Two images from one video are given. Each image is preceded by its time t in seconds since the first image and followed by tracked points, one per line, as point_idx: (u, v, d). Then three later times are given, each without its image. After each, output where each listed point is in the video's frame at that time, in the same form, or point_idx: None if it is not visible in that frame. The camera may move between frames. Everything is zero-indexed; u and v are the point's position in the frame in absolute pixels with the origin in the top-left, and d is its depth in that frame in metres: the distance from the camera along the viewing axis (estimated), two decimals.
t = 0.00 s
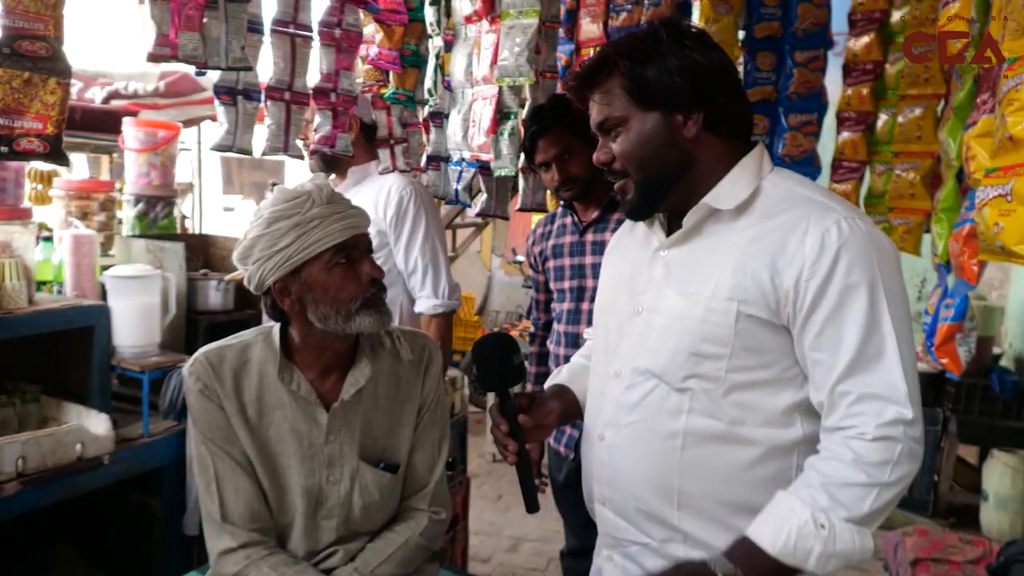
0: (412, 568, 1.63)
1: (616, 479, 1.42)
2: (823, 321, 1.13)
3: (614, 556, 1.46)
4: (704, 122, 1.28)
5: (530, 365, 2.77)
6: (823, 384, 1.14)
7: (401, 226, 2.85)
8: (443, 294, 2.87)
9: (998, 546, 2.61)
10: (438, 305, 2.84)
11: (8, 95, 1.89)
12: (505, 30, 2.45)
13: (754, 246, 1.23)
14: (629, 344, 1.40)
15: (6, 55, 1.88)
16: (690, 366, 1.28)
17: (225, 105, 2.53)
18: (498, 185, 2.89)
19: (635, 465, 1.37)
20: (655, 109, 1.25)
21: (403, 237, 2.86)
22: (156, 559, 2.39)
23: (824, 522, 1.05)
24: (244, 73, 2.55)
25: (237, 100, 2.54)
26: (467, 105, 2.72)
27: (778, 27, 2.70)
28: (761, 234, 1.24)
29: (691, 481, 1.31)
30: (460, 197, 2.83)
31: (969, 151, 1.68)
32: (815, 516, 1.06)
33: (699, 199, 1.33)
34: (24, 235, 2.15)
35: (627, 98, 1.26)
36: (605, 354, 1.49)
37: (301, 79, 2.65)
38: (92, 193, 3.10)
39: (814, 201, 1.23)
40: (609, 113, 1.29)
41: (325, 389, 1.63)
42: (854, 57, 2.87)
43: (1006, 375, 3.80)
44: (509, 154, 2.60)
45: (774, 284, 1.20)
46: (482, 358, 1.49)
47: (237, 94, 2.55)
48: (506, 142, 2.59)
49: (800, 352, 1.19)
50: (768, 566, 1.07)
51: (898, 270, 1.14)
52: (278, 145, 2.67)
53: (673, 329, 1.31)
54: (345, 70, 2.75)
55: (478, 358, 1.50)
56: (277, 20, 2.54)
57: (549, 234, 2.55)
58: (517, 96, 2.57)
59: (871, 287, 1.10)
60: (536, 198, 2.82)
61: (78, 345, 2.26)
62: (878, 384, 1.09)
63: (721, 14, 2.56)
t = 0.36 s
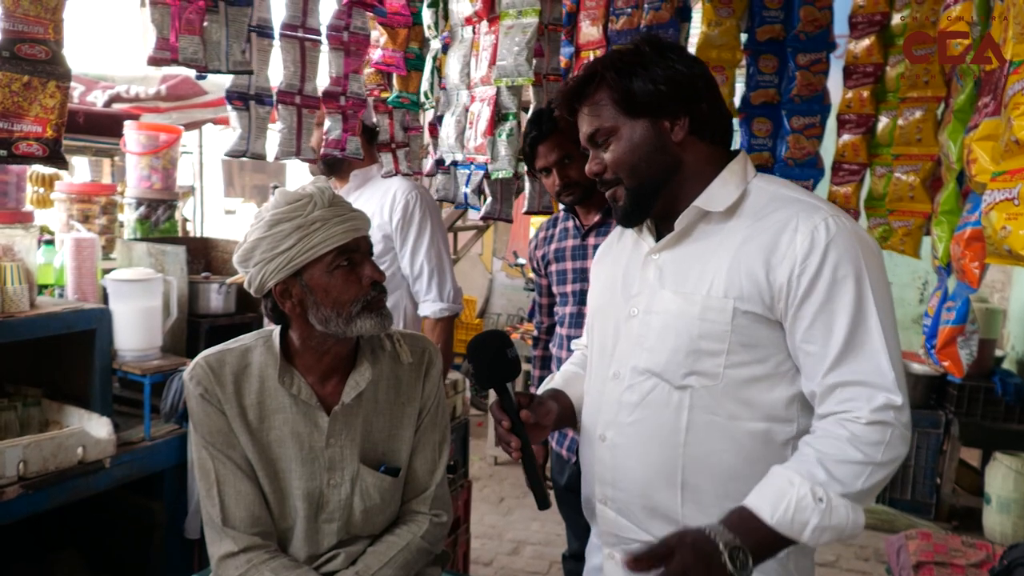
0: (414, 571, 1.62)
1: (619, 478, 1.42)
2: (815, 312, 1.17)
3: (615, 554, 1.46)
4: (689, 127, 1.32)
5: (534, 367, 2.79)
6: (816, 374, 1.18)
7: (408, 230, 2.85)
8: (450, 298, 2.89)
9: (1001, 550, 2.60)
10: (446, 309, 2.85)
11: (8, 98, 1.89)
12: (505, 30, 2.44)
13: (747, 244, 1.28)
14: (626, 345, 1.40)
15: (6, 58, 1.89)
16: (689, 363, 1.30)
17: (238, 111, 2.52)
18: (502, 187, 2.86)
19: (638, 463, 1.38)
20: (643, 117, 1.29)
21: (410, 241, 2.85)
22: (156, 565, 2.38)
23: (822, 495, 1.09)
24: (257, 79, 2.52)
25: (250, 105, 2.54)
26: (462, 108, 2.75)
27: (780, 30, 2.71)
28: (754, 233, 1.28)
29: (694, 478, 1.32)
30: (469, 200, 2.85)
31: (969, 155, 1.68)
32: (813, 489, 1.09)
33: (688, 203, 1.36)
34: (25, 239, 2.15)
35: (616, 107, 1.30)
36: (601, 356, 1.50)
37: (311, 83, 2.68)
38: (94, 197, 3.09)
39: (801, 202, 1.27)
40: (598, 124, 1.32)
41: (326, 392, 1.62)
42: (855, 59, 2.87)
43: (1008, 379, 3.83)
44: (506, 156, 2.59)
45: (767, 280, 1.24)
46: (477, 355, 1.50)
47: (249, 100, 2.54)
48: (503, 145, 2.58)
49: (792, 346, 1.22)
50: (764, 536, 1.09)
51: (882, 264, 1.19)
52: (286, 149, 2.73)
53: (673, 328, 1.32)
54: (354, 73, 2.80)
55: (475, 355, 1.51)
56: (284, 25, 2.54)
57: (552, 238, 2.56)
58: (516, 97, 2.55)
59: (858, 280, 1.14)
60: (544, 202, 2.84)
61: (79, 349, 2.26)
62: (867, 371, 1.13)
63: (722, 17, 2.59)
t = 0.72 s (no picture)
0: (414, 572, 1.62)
1: (616, 475, 1.42)
2: (811, 307, 1.18)
3: (613, 551, 1.44)
4: (677, 133, 1.33)
5: (535, 368, 2.79)
6: (812, 367, 1.19)
7: (407, 230, 2.85)
8: (447, 297, 2.86)
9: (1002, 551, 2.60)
10: (444, 308, 2.81)
11: (9, 99, 1.89)
12: (500, 32, 2.45)
13: (743, 242, 1.29)
14: (623, 344, 1.40)
15: (8, 58, 1.89)
16: (686, 360, 1.30)
17: (256, 113, 2.53)
18: (503, 188, 2.86)
19: (635, 460, 1.38)
20: (631, 129, 1.29)
21: (409, 241, 2.85)
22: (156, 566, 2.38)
23: (807, 465, 1.12)
24: (274, 81, 2.53)
25: (268, 107, 2.55)
26: (459, 108, 2.74)
27: (782, 32, 2.70)
28: (749, 231, 1.29)
29: (692, 473, 1.33)
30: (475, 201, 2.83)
31: (970, 155, 1.68)
32: (799, 459, 1.13)
33: (682, 207, 1.37)
34: (28, 239, 2.19)
35: (603, 121, 1.30)
36: (597, 355, 1.50)
37: (327, 84, 2.68)
38: (95, 198, 3.08)
39: (795, 201, 1.29)
40: (589, 139, 1.32)
41: (326, 392, 1.62)
42: (856, 61, 2.88)
43: (1010, 380, 3.82)
44: (500, 157, 2.57)
45: (764, 277, 1.25)
46: (475, 360, 1.49)
47: (268, 102, 2.55)
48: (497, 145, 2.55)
49: (788, 341, 1.23)
50: (750, 500, 1.12)
51: (874, 260, 1.21)
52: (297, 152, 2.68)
53: (670, 326, 1.33)
54: (367, 73, 2.85)
55: (473, 362, 1.50)
56: (298, 27, 2.59)
57: (554, 240, 2.55)
58: (512, 99, 2.54)
59: (852, 275, 1.16)
60: (546, 203, 2.84)
61: (80, 349, 2.26)
62: (861, 363, 1.15)
63: (724, 18, 2.59)
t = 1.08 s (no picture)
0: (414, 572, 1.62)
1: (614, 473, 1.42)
2: (806, 305, 1.18)
3: (610, 550, 1.44)
4: (678, 135, 1.33)
5: (535, 369, 2.79)
6: (804, 368, 1.19)
7: (408, 229, 2.85)
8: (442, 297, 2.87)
9: (1001, 554, 2.60)
10: (438, 308, 2.83)
11: (12, 98, 1.89)
12: (503, 37, 2.46)
13: (741, 243, 1.29)
14: (621, 343, 1.41)
15: (12, 58, 1.89)
16: (684, 359, 1.31)
17: (252, 113, 2.51)
18: (500, 189, 2.88)
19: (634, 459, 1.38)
20: (632, 129, 1.29)
21: (409, 238, 2.85)
22: (156, 564, 2.38)
23: (795, 461, 1.12)
24: (270, 81, 2.51)
25: (263, 107, 2.52)
26: (463, 110, 2.77)
27: (783, 33, 2.70)
28: (748, 231, 1.29)
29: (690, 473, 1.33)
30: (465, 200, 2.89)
31: (970, 158, 1.68)
32: (787, 454, 1.12)
33: (682, 207, 1.37)
34: (28, 237, 2.14)
35: (604, 120, 1.31)
36: (596, 353, 1.50)
37: (323, 84, 2.70)
38: (96, 197, 3.08)
39: (794, 203, 1.29)
40: (590, 139, 1.32)
41: (327, 391, 1.63)
42: (858, 63, 2.90)
43: (1009, 383, 3.80)
44: (501, 159, 2.62)
45: (762, 278, 1.25)
46: (481, 355, 1.51)
47: (263, 101, 2.52)
48: (499, 148, 2.62)
49: (784, 341, 1.24)
50: (735, 490, 1.12)
51: (871, 262, 1.21)
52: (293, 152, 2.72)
53: (668, 325, 1.33)
54: (365, 73, 2.84)
55: (473, 361, 1.52)
56: (296, 28, 2.60)
57: (556, 241, 2.56)
58: (512, 103, 2.59)
59: (847, 276, 1.16)
60: (538, 203, 2.80)
61: (81, 348, 2.26)
62: (852, 362, 1.14)
63: (725, 20, 2.60)
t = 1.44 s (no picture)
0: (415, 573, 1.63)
1: (615, 475, 1.42)
2: (810, 312, 1.19)
3: (610, 550, 1.45)
4: (681, 137, 1.33)
5: (535, 370, 2.79)
6: (811, 373, 1.19)
7: (410, 230, 2.86)
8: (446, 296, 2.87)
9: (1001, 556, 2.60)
10: (444, 307, 2.82)
11: (14, 99, 1.90)
12: (509, 39, 2.48)
13: (745, 246, 1.29)
14: (623, 344, 1.41)
15: (15, 59, 1.89)
16: (686, 362, 1.31)
17: (234, 112, 2.51)
18: (499, 191, 2.91)
19: (634, 461, 1.38)
20: (635, 132, 1.30)
21: (411, 240, 2.86)
22: (156, 565, 2.39)
23: (810, 475, 1.12)
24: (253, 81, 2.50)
25: (246, 106, 2.52)
26: (471, 112, 2.76)
27: (782, 35, 2.70)
28: (751, 234, 1.30)
29: (690, 474, 1.34)
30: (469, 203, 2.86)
31: (970, 160, 1.68)
32: (802, 469, 1.12)
33: (684, 210, 1.38)
34: (29, 238, 2.14)
35: (607, 123, 1.31)
36: (596, 354, 1.50)
37: (309, 85, 2.70)
38: (97, 197, 3.08)
39: (797, 206, 1.29)
40: (593, 141, 1.32)
41: (328, 391, 1.64)
42: (858, 66, 2.90)
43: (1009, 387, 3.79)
44: (509, 161, 2.64)
45: (766, 281, 1.26)
46: (484, 368, 1.48)
47: (246, 101, 2.52)
48: (507, 149, 2.63)
49: (787, 345, 1.24)
50: (751, 507, 1.12)
51: (874, 266, 1.21)
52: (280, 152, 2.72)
53: (670, 327, 1.33)
54: (352, 76, 2.81)
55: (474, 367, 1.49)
56: (283, 27, 2.59)
57: (555, 243, 2.56)
58: (520, 104, 2.62)
59: (850, 282, 1.16)
60: (537, 204, 2.80)
61: (82, 349, 2.26)
62: (858, 368, 1.15)
63: (724, 22, 2.62)
